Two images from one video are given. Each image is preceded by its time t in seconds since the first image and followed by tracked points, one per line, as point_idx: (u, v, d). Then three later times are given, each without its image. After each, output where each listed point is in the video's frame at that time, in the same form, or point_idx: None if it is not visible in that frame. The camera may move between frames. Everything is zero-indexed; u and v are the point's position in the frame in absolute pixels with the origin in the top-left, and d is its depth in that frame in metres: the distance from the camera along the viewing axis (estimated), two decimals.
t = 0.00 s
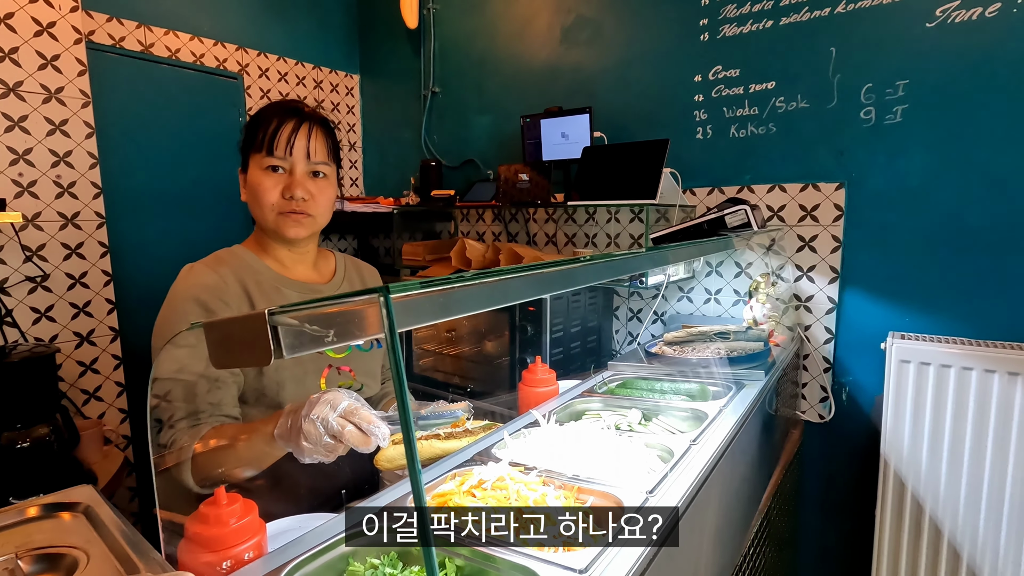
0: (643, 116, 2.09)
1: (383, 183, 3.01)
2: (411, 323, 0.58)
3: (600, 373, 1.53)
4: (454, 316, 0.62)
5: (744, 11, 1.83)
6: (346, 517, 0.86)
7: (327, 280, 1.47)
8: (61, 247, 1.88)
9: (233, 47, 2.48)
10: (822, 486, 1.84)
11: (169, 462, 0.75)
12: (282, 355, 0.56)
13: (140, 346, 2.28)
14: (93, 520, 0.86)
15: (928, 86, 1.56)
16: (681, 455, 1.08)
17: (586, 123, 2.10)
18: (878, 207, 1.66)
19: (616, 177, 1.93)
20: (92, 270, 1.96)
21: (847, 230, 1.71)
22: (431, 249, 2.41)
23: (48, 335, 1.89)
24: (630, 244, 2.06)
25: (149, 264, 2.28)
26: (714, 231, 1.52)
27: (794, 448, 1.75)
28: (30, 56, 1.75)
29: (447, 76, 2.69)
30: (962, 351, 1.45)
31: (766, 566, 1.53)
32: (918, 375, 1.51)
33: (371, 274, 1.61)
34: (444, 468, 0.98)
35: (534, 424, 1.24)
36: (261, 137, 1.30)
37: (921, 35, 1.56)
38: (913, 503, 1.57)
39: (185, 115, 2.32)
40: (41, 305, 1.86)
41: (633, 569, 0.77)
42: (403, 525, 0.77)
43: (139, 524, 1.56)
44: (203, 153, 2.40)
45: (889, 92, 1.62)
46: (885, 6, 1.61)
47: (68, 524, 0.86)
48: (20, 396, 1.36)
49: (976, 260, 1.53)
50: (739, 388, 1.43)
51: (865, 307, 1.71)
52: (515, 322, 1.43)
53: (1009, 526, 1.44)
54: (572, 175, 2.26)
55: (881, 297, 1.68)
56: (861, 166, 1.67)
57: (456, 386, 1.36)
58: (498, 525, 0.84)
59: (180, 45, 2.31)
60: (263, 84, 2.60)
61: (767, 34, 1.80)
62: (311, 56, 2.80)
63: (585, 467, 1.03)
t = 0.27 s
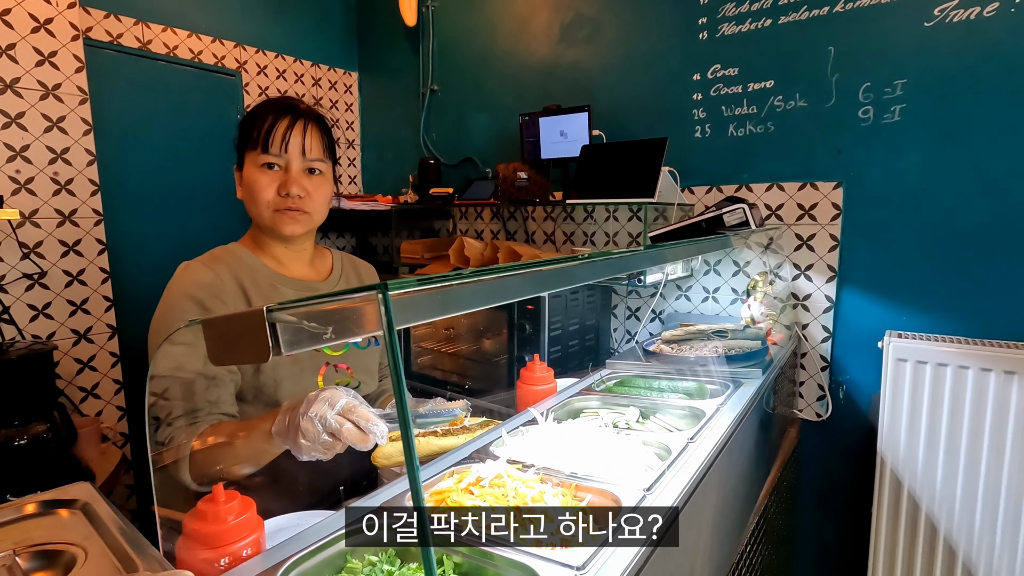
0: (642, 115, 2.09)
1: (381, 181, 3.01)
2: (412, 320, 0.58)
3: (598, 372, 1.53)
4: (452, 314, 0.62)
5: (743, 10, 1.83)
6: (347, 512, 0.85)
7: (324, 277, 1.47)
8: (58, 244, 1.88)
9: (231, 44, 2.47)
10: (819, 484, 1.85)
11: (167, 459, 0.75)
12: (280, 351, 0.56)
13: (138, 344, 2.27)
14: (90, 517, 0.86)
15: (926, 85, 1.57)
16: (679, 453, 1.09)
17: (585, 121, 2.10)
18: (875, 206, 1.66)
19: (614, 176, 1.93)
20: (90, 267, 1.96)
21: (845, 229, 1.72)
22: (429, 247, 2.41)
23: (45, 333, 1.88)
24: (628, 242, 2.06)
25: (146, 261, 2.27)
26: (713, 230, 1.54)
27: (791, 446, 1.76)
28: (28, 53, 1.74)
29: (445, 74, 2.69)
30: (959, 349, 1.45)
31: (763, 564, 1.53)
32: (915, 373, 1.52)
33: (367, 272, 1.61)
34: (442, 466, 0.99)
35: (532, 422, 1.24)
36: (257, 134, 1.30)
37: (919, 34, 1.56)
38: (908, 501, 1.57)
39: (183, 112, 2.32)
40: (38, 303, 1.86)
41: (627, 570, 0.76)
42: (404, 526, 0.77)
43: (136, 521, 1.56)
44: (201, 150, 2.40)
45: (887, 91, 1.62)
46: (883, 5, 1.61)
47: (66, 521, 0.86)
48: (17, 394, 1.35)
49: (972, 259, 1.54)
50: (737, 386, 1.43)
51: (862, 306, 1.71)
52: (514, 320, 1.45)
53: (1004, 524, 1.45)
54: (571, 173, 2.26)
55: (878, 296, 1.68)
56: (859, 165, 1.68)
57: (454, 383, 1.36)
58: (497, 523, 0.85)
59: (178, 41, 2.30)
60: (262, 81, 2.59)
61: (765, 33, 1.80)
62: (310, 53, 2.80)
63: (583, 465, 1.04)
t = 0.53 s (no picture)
0: (641, 114, 2.09)
1: (380, 179, 3.01)
2: (412, 319, 0.58)
3: (596, 371, 1.54)
4: (451, 313, 0.62)
5: (743, 8, 1.83)
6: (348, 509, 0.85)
7: (322, 275, 1.47)
8: (56, 241, 1.88)
9: (229, 41, 2.46)
10: (816, 483, 1.85)
11: (165, 456, 0.74)
12: (276, 350, 0.56)
13: (135, 342, 2.27)
14: (88, 515, 0.86)
15: (926, 84, 1.57)
16: (676, 451, 1.09)
17: (584, 119, 2.10)
18: (874, 205, 1.66)
19: (613, 174, 1.93)
20: (87, 264, 1.95)
21: (843, 228, 1.72)
22: (428, 245, 2.41)
23: (43, 330, 1.88)
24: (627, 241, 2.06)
25: (144, 259, 2.27)
26: (711, 228, 1.55)
27: (789, 445, 1.76)
28: (25, 49, 1.73)
29: (444, 71, 2.68)
30: (957, 348, 1.45)
31: (760, 563, 1.53)
32: (913, 372, 1.52)
33: (365, 269, 1.61)
34: (440, 464, 0.99)
35: (530, 420, 1.24)
36: (254, 131, 1.30)
37: (918, 33, 1.56)
38: (906, 500, 1.57)
39: (181, 109, 2.31)
40: (36, 300, 1.86)
41: (626, 570, 0.77)
42: (403, 526, 0.74)
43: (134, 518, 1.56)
44: (199, 148, 2.39)
45: (887, 90, 1.62)
46: (883, 4, 1.61)
47: (63, 518, 0.85)
48: (14, 391, 1.35)
49: (971, 258, 1.54)
50: (734, 385, 1.44)
51: (861, 305, 1.71)
52: (512, 318, 1.44)
53: (1001, 523, 1.45)
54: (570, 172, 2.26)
55: (877, 295, 1.68)
56: (858, 165, 1.68)
57: (452, 381, 1.36)
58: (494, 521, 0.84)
59: (176, 38, 2.29)
60: (260, 78, 2.59)
61: (765, 32, 1.80)
62: (309, 50, 2.79)
63: (581, 463, 1.04)
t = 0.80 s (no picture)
0: (641, 112, 2.09)
1: (379, 177, 3.00)
2: (414, 316, 0.58)
3: (595, 369, 1.53)
4: (450, 311, 0.62)
5: (743, 7, 1.83)
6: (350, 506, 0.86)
7: (320, 274, 1.47)
8: (54, 239, 1.87)
9: (229, 38, 2.46)
10: (814, 482, 1.86)
11: (164, 454, 0.75)
12: (277, 347, 0.56)
13: (134, 339, 2.27)
14: (86, 513, 0.85)
15: (926, 84, 1.57)
16: (676, 450, 1.09)
17: (584, 118, 2.09)
18: (874, 205, 1.66)
19: (613, 173, 1.93)
20: (86, 262, 1.95)
21: (843, 227, 1.72)
22: (428, 243, 2.40)
23: (42, 328, 1.88)
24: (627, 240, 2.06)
25: (142, 256, 2.26)
26: (711, 228, 1.56)
27: (788, 444, 1.76)
28: (24, 46, 1.73)
29: (444, 69, 2.68)
30: (956, 348, 1.45)
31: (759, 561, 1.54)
32: (912, 372, 1.52)
33: (363, 268, 1.61)
34: (439, 463, 0.98)
35: (530, 419, 1.24)
36: (252, 129, 1.28)
37: (919, 32, 1.56)
38: (904, 499, 1.58)
39: (180, 107, 2.31)
40: (35, 298, 1.86)
41: (625, 569, 0.77)
42: (404, 525, 0.74)
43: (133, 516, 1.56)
44: (198, 145, 2.38)
45: (887, 89, 1.62)
46: (884, 3, 1.61)
47: (61, 516, 0.85)
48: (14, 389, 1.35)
49: (970, 258, 1.54)
50: (734, 383, 1.44)
51: (860, 304, 1.71)
52: (511, 316, 1.40)
53: (999, 522, 1.45)
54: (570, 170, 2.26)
55: (876, 295, 1.68)
56: (858, 164, 1.68)
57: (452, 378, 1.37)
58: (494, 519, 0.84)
59: (175, 35, 2.29)
60: (260, 75, 2.58)
61: (765, 31, 1.80)
62: (308, 48, 2.78)
63: (581, 462, 1.04)
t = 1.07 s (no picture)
0: (641, 110, 2.08)
1: (379, 174, 3.00)
2: (415, 313, 0.58)
3: (597, 366, 1.53)
4: (448, 308, 0.62)
5: (745, 5, 1.82)
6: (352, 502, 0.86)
7: (316, 270, 1.46)
8: (54, 235, 1.87)
9: (228, 35, 2.45)
10: (814, 479, 1.86)
11: (162, 452, 0.74)
12: (282, 342, 0.55)
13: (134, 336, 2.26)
14: (88, 508, 0.85)
15: (927, 82, 1.56)
16: (679, 447, 1.09)
17: (585, 115, 2.09)
18: (875, 202, 1.66)
19: (614, 170, 1.93)
20: (86, 259, 1.95)
21: (844, 225, 1.72)
22: (428, 241, 2.40)
23: (41, 324, 1.88)
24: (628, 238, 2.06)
25: (142, 253, 2.26)
26: (713, 225, 1.53)
27: (788, 441, 1.76)
28: (23, 41, 1.72)
29: (445, 67, 2.67)
30: (956, 346, 1.45)
31: (759, 559, 1.54)
32: (912, 370, 1.52)
33: (359, 265, 1.60)
34: (442, 459, 0.98)
35: (532, 416, 1.24)
36: (264, 129, 1.27)
37: (921, 30, 1.56)
38: (904, 497, 1.58)
39: (179, 103, 2.30)
40: (34, 294, 1.85)
41: (626, 569, 0.76)
42: (405, 526, 0.77)
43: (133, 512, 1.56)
44: (198, 142, 2.38)
45: (888, 88, 1.62)
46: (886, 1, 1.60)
47: (64, 512, 0.85)
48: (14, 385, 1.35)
49: (971, 256, 1.54)
50: (735, 381, 1.44)
51: (860, 302, 1.72)
52: (512, 315, 1.44)
53: (999, 519, 1.45)
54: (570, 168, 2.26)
55: (877, 292, 1.68)
56: (859, 162, 1.68)
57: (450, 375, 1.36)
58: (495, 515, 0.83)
59: (175, 31, 2.28)
60: (259, 72, 2.57)
61: (767, 28, 1.79)
62: (308, 44, 2.78)
63: (583, 459, 1.04)
